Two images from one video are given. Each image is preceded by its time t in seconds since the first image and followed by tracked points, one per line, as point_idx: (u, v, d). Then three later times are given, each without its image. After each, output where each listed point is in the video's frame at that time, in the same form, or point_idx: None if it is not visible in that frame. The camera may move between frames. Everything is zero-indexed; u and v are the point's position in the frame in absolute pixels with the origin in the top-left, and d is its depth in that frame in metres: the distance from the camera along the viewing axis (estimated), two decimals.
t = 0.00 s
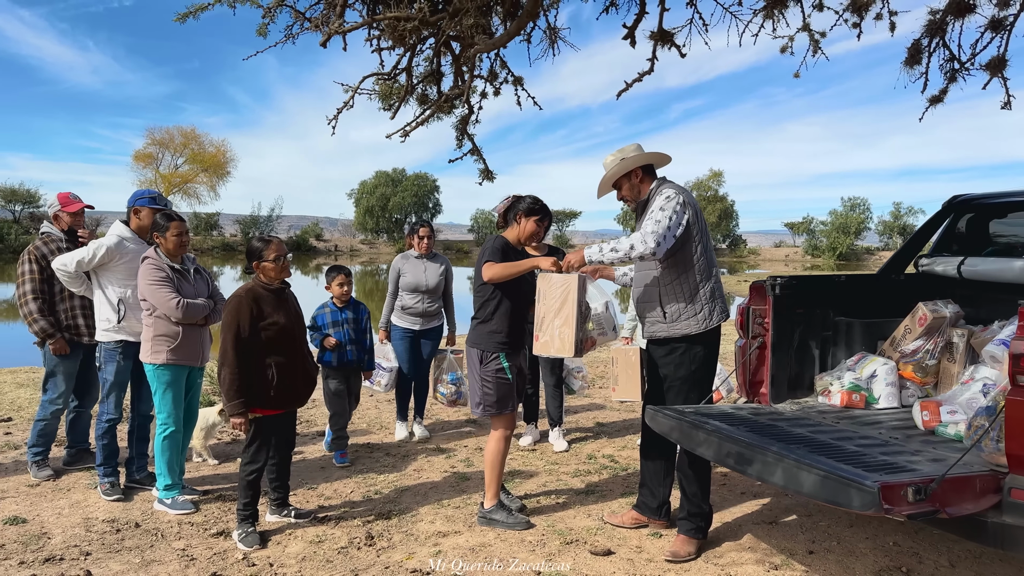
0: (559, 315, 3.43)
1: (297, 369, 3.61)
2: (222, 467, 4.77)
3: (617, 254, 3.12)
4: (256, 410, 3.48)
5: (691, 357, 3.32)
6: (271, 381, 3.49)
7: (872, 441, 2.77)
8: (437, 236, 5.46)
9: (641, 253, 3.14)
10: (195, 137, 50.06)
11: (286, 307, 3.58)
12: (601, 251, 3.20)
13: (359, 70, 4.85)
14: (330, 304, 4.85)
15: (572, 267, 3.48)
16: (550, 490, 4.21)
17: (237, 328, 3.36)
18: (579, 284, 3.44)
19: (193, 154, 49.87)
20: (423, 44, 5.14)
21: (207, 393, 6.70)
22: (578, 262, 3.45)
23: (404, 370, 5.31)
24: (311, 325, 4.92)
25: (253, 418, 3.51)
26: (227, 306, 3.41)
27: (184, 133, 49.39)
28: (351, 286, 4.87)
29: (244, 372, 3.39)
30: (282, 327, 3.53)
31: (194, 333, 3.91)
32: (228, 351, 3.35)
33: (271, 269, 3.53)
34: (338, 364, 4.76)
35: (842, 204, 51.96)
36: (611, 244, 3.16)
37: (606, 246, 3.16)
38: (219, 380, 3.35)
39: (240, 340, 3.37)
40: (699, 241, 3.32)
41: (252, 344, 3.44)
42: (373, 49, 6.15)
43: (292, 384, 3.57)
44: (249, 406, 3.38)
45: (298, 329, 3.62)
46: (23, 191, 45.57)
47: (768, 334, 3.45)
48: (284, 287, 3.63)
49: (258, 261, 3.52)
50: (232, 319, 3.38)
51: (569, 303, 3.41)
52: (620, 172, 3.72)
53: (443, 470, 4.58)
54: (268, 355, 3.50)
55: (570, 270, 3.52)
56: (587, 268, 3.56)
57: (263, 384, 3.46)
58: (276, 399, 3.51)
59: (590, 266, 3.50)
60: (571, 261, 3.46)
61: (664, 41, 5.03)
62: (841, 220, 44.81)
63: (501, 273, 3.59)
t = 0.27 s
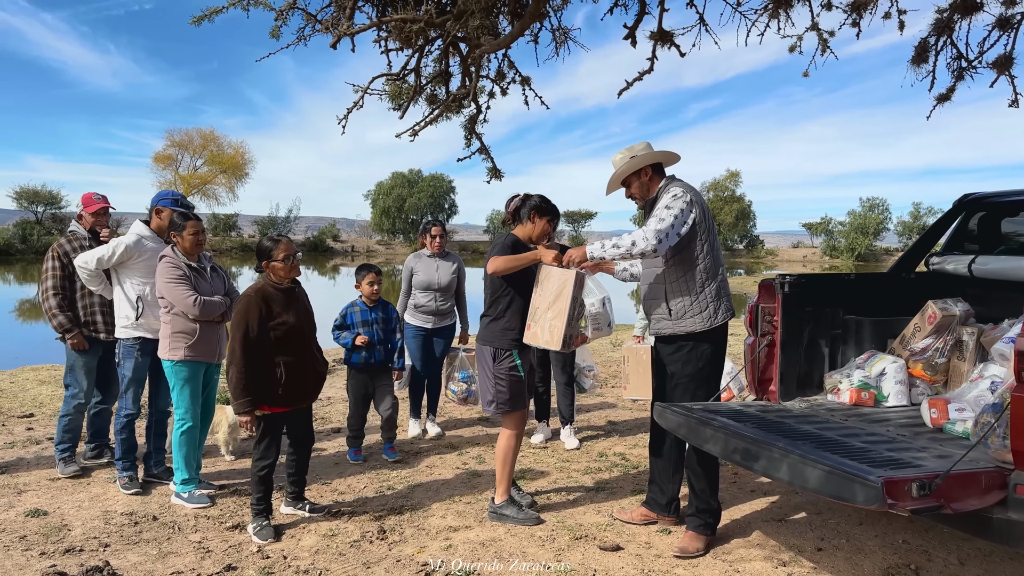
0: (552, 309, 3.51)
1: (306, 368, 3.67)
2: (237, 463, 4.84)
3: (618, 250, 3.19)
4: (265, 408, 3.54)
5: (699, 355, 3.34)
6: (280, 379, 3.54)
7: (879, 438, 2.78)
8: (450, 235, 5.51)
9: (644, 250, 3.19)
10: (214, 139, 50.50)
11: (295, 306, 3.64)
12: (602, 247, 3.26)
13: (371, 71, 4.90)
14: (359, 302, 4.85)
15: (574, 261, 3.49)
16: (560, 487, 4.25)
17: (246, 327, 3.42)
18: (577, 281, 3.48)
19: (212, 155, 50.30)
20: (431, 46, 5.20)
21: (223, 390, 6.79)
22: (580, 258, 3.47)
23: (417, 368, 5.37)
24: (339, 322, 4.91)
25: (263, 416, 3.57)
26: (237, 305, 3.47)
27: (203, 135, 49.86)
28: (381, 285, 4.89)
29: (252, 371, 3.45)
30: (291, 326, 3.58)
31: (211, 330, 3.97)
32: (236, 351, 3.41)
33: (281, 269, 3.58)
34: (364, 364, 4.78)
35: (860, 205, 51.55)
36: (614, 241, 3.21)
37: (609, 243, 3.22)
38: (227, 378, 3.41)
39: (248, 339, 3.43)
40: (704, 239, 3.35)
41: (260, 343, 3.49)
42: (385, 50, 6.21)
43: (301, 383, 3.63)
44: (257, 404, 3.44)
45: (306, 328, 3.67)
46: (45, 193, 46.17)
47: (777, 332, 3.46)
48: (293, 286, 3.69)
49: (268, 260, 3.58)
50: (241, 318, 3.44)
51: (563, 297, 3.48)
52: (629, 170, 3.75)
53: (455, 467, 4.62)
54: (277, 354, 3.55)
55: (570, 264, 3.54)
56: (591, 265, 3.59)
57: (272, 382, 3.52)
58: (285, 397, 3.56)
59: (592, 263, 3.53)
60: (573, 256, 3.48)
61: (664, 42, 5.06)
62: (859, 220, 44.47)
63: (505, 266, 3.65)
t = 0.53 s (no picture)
0: (552, 299, 3.50)
1: (309, 366, 3.70)
2: (246, 460, 4.87)
3: (618, 246, 3.21)
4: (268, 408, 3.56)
5: (705, 353, 3.35)
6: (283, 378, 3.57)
7: (885, 436, 2.77)
8: (458, 234, 5.53)
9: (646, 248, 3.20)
10: (225, 139, 50.74)
11: (297, 306, 3.66)
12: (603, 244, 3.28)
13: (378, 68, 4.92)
14: (384, 300, 4.66)
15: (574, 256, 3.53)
16: (567, 485, 4.26)
17: (248, 329, 3.44)
18: (577, 276, 3.49)
19: (223, 156, 50.53)
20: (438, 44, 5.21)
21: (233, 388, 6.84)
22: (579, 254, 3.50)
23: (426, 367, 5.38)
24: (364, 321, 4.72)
25: (266, 415, 3.59)
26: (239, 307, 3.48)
27: (214, 135, 50.11)
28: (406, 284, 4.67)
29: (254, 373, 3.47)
30: (292, 327, 3.60)
31: (221, 328, 4.00)
32: (238, 352, 3.43)
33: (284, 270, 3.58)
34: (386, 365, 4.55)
35: (872, 204, 51.26)
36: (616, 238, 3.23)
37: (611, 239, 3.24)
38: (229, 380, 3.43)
39: (250, 341, 3.45)
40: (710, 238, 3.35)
41: (263, 344, 3.51)
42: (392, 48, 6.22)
43: (304, 381, 3.65)
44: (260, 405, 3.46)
45: (308, 327, 3.69)
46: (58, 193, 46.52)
47: (784, 330, 3.46)
48: (295, 286, 3.69)
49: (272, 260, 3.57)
50: (243, 320, 3.45)
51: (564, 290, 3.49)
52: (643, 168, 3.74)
53: (463, 464, 4.64)
54: (279, 354, 3.57)
55: (570, 259, 3.57)
56: (590, 261, 3.62)
57: (275, 382, 3.55)
58: (288, 396, 3.59)
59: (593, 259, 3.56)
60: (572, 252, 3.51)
61: (666, 38, 5.05)
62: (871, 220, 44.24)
63: (508, 262, 3.69)
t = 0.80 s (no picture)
0: (560, 296, 3.52)
1: (316, 366, 3.67)
2: (250, 458, 4.86)
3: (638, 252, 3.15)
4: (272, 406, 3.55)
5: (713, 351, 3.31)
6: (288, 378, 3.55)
7: (895, 435, 2.74)
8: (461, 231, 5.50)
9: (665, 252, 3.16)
10: (230, 139, 50.79)
11: (306, 305, 3.63)
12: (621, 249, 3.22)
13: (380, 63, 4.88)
14: (390, 302, 4.50)
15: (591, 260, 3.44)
16: (572, 484, 4.23)
17: (255, 327, 3.43)
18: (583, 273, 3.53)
19: (228, 155, 50.58)
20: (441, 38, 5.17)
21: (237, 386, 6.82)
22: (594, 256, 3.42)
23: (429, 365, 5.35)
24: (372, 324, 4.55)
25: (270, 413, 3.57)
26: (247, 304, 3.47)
27: (219, 135, 50.17)
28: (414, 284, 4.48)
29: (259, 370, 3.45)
30: (300, 326, 3.58)
31: (223, 326, 3.98)
32: (244, 349, 3.41)
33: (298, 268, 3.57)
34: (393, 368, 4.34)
35: (878, 204, 51.08)
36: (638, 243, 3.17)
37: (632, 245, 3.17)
38: (234, 377, 3.42)
39: (257, 338, 3.43)
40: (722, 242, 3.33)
41: (269, 342, 3.49)
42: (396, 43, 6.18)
43: (310, 381, 3.62)
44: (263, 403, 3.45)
45: (316, 326, 3.67)
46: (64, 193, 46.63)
47: (793, 328, 3.43)
48: (306, 285, 3.67)
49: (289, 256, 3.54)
50: (251, 317, 3.44)
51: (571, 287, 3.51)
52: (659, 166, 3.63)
53: (467, 463, 4.61)
54: (286, 353, 3.55)
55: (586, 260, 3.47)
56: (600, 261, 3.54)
57: (279, 381, 3.53)
58: (293, 396, 3.57)
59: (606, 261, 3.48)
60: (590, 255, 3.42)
61: (673, 29, 4.99)
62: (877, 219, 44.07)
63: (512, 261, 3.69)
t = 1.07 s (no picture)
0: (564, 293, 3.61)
1: (329, 368, 3.62)
2: (248, 458, 4.81)
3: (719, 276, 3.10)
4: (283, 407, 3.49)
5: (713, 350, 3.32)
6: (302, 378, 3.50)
7: (903, 437, 2.69)
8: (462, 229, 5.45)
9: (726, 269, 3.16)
10: (231, 137, 50.75)
11: (325, 306, 3.59)
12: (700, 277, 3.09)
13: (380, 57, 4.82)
14: (387, 303, 4.23)
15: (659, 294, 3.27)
16: (574, 485, 4.18)
17: (273, 324, 3.39)
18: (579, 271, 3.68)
19: (229, 154, 50.54)
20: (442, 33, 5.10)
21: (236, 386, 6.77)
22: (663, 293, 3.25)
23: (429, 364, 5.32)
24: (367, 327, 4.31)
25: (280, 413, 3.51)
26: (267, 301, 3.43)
27: (220, 134, 50.13)
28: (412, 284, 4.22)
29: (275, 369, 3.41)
30: (317, 326, 3.54)
31: (219, 325, 3.93)
32: (260, 346, 3.37)
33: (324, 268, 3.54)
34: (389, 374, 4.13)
35: (880, 203, 50.96)
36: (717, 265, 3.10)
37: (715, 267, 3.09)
38: (250, 374, 3.38)
39: (274, 336, 3.39)
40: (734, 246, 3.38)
41: (285, 341, 3.44)
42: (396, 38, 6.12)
43: (322, 383, 3.57)
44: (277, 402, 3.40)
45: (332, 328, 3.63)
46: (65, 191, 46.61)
47: (798, 328, 3.37)
48: (326, 286, 3.64)
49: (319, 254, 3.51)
50: (269, 314, 3.40)
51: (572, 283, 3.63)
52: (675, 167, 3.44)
53: (467, 464, 4.56)
54: (301, 352, 3.51)
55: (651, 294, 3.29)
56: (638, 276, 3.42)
57: (293, 381, 3.48)
58: (304, 398, 3.51)
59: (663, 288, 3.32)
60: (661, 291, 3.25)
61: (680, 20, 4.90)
62: (879, 219, 43.97)
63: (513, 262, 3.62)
